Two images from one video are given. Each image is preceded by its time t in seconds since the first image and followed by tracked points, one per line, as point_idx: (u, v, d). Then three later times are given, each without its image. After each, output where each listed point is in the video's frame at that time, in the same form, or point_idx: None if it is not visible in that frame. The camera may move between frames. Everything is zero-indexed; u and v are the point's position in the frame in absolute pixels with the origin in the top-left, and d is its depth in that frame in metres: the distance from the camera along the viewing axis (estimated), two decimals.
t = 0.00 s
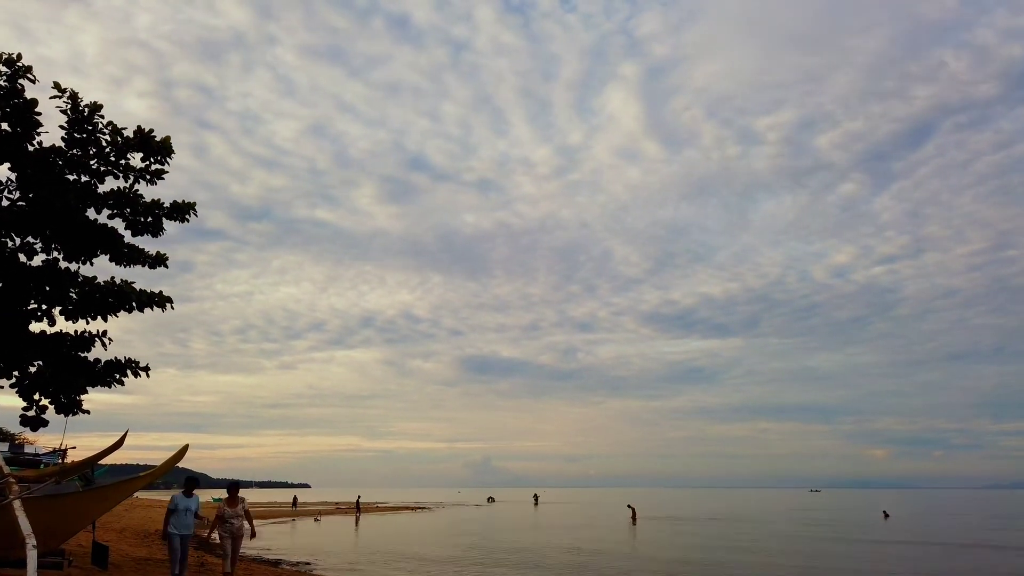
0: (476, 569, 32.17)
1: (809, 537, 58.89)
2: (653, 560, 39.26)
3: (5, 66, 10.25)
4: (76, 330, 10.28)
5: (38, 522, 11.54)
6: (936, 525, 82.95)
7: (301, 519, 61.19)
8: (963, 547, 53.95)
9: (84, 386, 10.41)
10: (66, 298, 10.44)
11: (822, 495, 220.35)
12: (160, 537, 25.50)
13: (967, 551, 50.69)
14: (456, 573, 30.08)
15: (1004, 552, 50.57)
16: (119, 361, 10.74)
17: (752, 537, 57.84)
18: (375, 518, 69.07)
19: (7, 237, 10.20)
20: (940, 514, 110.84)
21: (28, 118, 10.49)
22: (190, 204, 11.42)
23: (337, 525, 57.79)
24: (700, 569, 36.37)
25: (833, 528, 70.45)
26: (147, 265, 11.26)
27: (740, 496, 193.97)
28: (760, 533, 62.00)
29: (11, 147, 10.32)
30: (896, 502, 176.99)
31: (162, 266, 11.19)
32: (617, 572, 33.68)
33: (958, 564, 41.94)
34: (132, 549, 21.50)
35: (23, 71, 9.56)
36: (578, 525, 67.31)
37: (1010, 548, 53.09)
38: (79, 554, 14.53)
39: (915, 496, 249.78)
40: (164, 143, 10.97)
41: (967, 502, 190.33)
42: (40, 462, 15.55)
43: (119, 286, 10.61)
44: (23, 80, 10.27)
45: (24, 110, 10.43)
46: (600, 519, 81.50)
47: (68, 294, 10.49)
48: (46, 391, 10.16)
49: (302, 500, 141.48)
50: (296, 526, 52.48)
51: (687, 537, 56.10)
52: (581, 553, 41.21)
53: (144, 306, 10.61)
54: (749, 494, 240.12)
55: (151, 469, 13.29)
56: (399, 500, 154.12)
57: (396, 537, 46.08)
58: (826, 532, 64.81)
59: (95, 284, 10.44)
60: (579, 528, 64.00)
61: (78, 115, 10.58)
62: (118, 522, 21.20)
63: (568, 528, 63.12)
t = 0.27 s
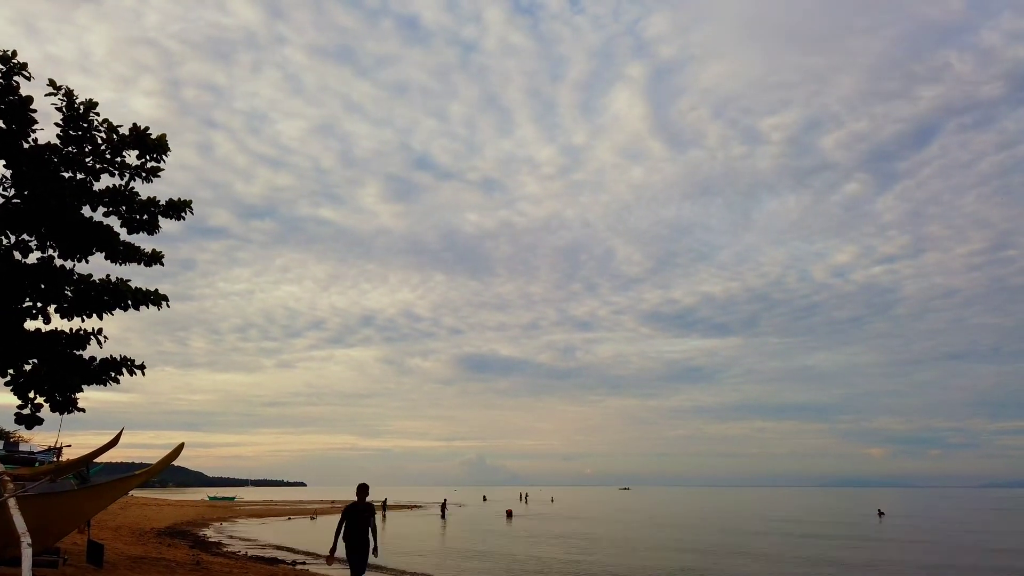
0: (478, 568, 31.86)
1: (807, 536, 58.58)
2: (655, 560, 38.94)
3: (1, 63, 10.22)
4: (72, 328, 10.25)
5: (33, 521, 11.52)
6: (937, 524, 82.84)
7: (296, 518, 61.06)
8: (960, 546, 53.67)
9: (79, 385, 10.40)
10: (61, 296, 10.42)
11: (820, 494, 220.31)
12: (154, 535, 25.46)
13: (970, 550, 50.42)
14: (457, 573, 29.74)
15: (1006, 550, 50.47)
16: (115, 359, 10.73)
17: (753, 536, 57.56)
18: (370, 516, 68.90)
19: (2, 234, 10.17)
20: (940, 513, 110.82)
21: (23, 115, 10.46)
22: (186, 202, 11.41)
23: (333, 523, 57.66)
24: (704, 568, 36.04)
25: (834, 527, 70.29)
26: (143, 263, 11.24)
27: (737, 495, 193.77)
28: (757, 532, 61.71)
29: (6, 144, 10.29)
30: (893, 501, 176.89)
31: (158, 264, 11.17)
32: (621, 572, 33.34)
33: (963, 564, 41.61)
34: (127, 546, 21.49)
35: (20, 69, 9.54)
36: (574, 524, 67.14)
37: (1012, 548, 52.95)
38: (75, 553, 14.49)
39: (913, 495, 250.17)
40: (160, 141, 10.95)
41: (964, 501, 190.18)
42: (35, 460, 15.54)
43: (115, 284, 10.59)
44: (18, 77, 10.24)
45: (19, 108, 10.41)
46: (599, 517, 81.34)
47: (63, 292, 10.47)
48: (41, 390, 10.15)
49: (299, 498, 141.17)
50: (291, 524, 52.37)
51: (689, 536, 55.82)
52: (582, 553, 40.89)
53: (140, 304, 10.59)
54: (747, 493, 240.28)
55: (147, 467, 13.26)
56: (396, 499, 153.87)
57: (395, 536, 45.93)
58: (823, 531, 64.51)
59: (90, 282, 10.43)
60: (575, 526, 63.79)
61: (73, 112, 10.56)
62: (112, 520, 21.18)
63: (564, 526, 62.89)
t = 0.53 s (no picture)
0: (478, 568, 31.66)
1: (805, 535, 58.24)
2: (654, 559, 38.66)
3: None
4: (67, 326, 10.21)
5: (28, 520, 11.47)
6: (935, 522, 83.04)
7: (292, 517, 60.86)
8: (959, 545, 53.30)
9: (74, 383, 10.36)
10: (56, 295, 10.38)
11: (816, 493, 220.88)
12: (149, 535, 25.38)
13: (972, 549, 50.33)
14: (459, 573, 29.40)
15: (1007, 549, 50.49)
16: (110, 357, 10.69)
17: (753, 535, 57.46)
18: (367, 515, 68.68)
19: None
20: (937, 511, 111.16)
21: (18, 113, 10.41)
22: (182, 200, 11.37)
23: (328, 522, 57.46)
24: (710, 568, 35.73)
25: (833, 526, 70.36)
26: (139, 262, 11.20)
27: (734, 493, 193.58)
28: (756, 531, 61.35)
29: None
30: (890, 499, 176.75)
31: (153, 262, 11.14)
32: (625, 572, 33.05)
33: (969, 564, 41.42)
34: (122, 545, 21.43)
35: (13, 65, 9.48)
36: (571, 523, 66.96)
37: (1013, 546, 52.97)
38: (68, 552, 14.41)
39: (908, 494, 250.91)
40: (156, 139, 10.91)
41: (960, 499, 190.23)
42: (30, 459, 15.46)
43: (110, 283, 10.56)
44: (13, 74, 10.18)
45: (13, 105, 10.36)
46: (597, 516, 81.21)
47: (58, 291, 10.43)
48: (35, 388, 10.11)
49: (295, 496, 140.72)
50: (287, 523, 52.22)
51: (689, 535, 55.68)
52: (583, 552, 40.64)
53: (136, 303, 10.56)
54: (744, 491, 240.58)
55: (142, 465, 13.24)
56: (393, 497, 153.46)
57: (392, 536, 45.71)
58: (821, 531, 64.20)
59: (85, 281, 10.40)
60: (572, 525, 63.55)
61: (68, 110, 10.51)
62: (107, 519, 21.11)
63: (561, 525, 62.66)
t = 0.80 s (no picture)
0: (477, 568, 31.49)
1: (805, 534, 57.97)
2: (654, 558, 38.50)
3: None
4: (62, 324, 10.18)
5: (22, 520, 11.40)
6: (935, 521, 82.97)
7: (288, 516, 60.82)
8: (960, 544, 53.09)
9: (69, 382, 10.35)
10: (51, 293, 10.35)
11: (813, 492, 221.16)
12: (146, 534, 25.30)
13: (976, 548, 50.09)
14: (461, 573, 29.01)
15: (1010, 548, 50.34)
16: (105, 356, 10.66)
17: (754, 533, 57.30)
18: (364, 515, 68.50)
19: None
20: (935, 510, 111.29)
21: (13, 111, 10.38)
22: (177, 199, 11.35)
23: (325, 521, 57.32)
24: (715, 568, 35.40)
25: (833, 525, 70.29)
26: (134, 259, 11.17)
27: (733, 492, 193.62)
28: (756, 530, 61.13)
29: None
30: (887, 497, 176.73)
31: (148, 261, 11.11)
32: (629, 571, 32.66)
33: (976, 564, 41.06)
34: (117, 545, 21.37)
35: (8, 63, 9.47)
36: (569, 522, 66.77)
37: (1015, 545, 52.85)
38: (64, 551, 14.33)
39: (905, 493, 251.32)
40: (151, 137, 10.89)
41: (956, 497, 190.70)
42: (25, 458, 15.40)
43: (105, 281, 10.53)
44: (8, 72, 10.16)
45: (8, 102, 10.32)
46: (596, 515, 80.97)
47: (53, 289, 10.39)
48: (30, 387, 10.10)
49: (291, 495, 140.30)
50: (284, 522, 52.08)
51: (690, 534, 55.41)
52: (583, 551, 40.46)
53: (131, 302, 10.54)
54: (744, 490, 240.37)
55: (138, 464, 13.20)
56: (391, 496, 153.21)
57: (390, 535, 45.51)
58: (820, 529, 64.00)
59: (80, 279, 10.38)
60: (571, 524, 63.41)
61: (63, 108, 10.48)
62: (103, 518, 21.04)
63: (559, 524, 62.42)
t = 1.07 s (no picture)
0: (473, 566, 31.52)
1: (801, 533, 58.04)
2: (650, 557, 38.55)
3: None
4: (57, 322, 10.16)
5: (17, 518, 11.36)
6: (937, 521, 82.77)
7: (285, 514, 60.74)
8: (956, 543, 53.16)
9: (64, 380, 10.33)
10: (46, 291, 10.33)
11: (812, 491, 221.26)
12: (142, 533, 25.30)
13: (983, 549, 49.72)
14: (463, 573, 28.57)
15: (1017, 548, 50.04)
16: (100, 353, 10.64)
17: (751, 532, 57.35)
18: (361, 513, 68.46)
19: None
20: (937, 510, 111.12)
21: (7, 108, 10.34)
22: (173, 197, 11.34)
23: (322, 520, 57.30)
24: (724, 568, 34.93)
25: (833, 523, 70.27)
26: (129, 258, 11.16)
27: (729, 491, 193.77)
28: (752, 529, 61.19)
29: None
30: (884, 496, 176.98)
31: (144, 259, 11.09)
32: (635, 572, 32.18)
33: (986, 564, 40.63)
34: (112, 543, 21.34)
35: (2, 60, 9.44)
36: (566, 520, 66.77)
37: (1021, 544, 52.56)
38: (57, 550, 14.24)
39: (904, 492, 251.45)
40: (147, 135, 10.87)
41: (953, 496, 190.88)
42: (19, 456, 15.35)
43: (100, 279, 10.52)
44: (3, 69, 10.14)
45: (3, 100, 10.29)
46: (593, 513, 81.01)
47: (48, 287, 10.37)
48: (24, 384, 10.07)
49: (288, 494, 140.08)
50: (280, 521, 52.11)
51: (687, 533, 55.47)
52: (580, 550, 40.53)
53: (126, 299, 10.52)
54: (741, 489, 240.70)
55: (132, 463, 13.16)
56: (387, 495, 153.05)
57: (386, 533, 45.51)
58: (817, 528, 64.08)
59: (75, 277, 10.36)
60: (568, 523, 63.37)
61: (58, 105, 10.45)
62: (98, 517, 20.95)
63: (556, 523, 62.41)
